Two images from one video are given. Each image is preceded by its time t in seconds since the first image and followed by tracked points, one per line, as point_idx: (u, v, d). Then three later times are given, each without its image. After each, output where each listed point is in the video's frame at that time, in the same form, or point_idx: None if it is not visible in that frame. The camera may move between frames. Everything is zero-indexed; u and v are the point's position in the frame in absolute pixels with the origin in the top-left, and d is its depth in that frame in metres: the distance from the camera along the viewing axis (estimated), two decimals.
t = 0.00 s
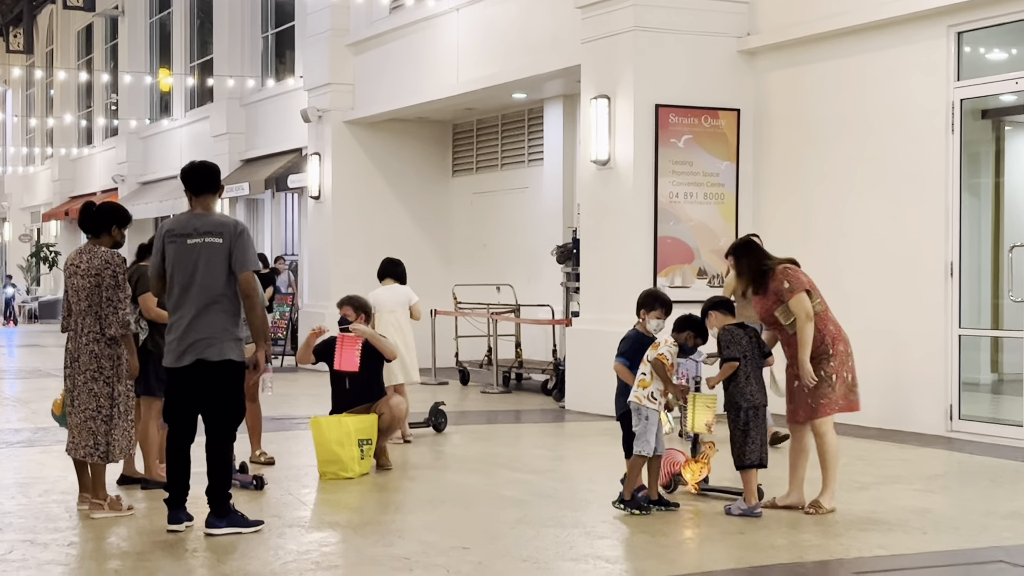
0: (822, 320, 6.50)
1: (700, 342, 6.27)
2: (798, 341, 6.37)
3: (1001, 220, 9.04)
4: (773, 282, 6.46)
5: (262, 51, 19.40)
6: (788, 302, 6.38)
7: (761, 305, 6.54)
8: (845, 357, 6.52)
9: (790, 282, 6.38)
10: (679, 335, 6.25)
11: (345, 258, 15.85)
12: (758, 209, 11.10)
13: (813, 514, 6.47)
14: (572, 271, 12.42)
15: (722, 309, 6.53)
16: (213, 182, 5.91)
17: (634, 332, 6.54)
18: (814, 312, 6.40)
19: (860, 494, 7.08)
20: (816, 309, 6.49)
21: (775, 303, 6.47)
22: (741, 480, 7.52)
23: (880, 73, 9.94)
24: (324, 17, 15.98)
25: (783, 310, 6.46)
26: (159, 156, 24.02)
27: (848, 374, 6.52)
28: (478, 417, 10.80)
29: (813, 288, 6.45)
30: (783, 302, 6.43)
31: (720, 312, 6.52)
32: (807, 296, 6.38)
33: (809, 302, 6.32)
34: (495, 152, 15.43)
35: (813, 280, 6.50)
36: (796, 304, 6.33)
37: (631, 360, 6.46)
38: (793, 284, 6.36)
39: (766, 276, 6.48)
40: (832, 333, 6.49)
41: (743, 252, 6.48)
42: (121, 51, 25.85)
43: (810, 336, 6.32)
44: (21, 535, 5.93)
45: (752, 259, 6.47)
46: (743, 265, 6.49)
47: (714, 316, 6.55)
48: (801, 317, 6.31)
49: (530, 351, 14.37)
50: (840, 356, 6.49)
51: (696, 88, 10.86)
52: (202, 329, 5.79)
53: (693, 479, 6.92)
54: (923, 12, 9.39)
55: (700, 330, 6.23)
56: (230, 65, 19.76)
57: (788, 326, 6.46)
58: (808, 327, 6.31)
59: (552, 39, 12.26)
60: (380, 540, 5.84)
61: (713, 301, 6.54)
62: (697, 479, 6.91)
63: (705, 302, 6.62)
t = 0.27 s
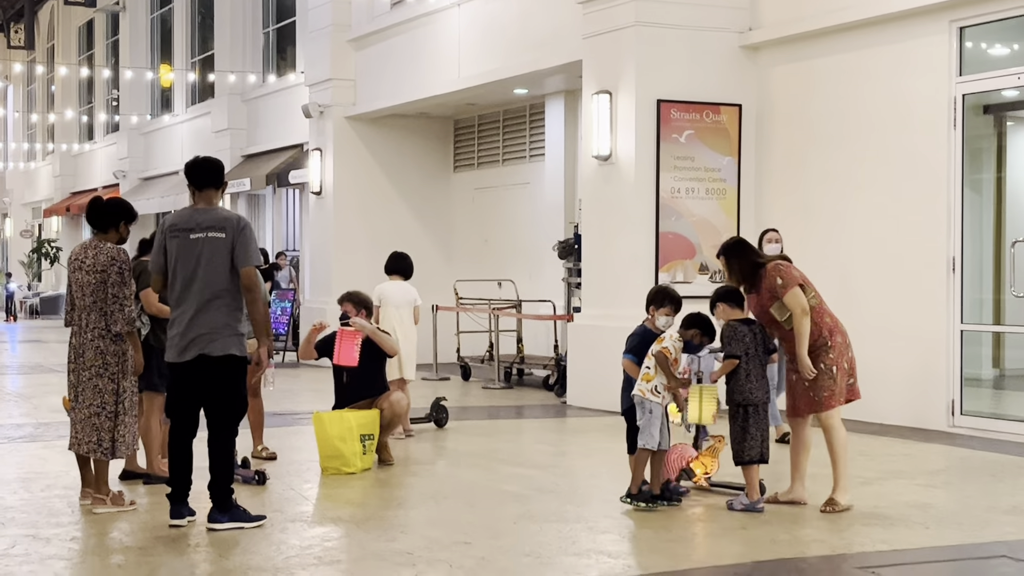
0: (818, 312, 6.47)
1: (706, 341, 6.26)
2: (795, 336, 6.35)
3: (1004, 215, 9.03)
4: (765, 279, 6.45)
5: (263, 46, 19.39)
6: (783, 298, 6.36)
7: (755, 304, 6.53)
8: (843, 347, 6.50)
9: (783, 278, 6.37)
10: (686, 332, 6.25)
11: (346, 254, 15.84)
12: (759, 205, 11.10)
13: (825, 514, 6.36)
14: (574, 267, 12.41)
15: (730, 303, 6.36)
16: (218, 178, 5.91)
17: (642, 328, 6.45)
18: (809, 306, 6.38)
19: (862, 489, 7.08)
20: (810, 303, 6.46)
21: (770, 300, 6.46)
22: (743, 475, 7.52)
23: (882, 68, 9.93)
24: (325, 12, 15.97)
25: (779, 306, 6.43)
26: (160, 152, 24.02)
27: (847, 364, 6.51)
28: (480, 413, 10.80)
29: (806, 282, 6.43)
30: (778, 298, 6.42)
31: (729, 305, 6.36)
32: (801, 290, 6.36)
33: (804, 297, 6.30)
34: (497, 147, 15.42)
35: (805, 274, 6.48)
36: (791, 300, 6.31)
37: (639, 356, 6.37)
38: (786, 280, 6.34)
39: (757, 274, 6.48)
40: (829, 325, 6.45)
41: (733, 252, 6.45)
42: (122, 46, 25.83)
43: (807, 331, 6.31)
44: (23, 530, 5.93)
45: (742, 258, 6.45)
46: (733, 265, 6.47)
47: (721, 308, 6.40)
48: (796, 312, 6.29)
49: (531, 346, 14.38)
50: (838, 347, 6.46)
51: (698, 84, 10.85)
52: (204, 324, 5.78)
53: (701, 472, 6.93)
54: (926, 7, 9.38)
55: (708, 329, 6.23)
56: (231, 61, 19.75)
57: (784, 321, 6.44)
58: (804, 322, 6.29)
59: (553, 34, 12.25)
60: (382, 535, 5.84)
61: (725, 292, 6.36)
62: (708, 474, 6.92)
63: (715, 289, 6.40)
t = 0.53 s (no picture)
0: (818, 308, 6.48)
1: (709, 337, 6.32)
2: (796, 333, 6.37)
3: (1007, 211, 9.02)
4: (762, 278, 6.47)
5: (265, 42, 19.38)
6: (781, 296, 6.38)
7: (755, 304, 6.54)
8: (845, 342, 6.48)
9: (780, 276, 6.38)
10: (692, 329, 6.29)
11: (348, 250, 15.84)
12: (761, 201, 11.09)
13: (829, 509, 6.37)
14: (576, 263, 12.41)
15: (740, 297, 6.32)
16: (222, 174, 5.91)
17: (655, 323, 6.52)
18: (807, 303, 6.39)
19: (864, 485, 7.08)
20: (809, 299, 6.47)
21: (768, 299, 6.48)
22: (746, 471, 7.51)
23: (884, 63, 9.91)
24: (326, 8, 15.96)
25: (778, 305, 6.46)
26: (162, 147, 24.02)
27: (850, 358, 6.49)
28: (482, 409, 10.81)
29: (803, 279, 6.45)
30: (776, 297, 6.44)
31: (738, 300, 6.33)
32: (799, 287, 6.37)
33: (802, 293, 6.32)
34: (498, 143, 15.41)
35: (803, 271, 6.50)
36: (789, 298, 6.33)
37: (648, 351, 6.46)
38: (783, 278, 6.36)
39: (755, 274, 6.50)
40: (829, 320, 6.46)
41: (730, 252, 6.47)
42: (124, 42, 25.83)
43: (806, 327, 6.32)
44: (26, 526, 5.94)
45: (739, 257, 6.46)
46: (731, 265, 6.49)
47: (730, 302, 6.36)
48: (795, 310, 6.31)
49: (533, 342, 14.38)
50: (840, 342, 6.45)
51: (701, 79, 10.84)
52: (207, 320, 5.78)
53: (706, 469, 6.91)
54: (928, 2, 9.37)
55: (714, 329, 6.28)
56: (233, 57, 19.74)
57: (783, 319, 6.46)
58: (804, 319, 6.30)
59: (555, 30, 12.24)
60: (385, 530, 5.83)
61: (734, 286, 6.31)
62: (712, 471, 6.90)
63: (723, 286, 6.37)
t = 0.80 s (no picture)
0: (822, 307, 6.51)
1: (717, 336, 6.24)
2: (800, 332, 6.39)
3: (1009, 207, 9.01)
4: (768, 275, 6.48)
5: (267, 39, 19.37)
6: (786, 295, 6.40)
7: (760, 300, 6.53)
8: (848, 341, 6.52)
9: (787, 274, 6.40)
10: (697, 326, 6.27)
11: (350, 246, 15.84)
12: (764, 198, 11.08)
13: (831, 505, 6.37)
14: (579, 259, 12.40)
15: (746, 294, 6.27)
16: (226, 170, 5.90)
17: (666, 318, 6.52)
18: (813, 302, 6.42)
19: (866, 481, 7.07)
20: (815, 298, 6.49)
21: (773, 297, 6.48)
22: (748, 467, 7.51)
23: (887, 59, 9.91)
24: (329, 4, 15.95)
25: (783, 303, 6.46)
26: (164, 144, 24.03)
27: (852, 357, 6.52)
28: (484, 405, 10.81)
29: (809, 277, 6.46)
30: (781, 295, 6.44)
31: (744, 297, 6.27)
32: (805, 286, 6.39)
33: (807, 293, 6.34)
34: (501, 139, 15.41)
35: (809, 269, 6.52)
36: (795, 296, 6.35)
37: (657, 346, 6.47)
38: (790, 276, 6.38)
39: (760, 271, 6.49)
40: (834, 320, 6.51)
41: (737, 247, 6.45)
42: (126, 38, 25.83)
43: (812, 326, 6.36)
44: (30, 522, 5.94)
45: (746, 253, 6.44)
46: (738, 260, 6.46)
47: (737, 298, 6.30)
48: (801, 308, 6.34)
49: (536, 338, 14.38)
50: (843, 341, 6.49)
51: (704, 75, 10.82)
52: (210, 316, 5.78)
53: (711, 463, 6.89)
54: None
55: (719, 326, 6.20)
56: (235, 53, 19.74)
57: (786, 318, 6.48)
58: (809, 318, 6.35)
59: (557, 26, 12.23)
60: (387, 527, 5.84)
61: (739, 283, 6.28)
62: (718, 465, 6.88)
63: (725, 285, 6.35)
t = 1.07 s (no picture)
0: (832, 308, 6.42)
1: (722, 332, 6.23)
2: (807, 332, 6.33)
3: (1013, 203, 9.01)
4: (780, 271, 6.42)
5: (270, 35, 19.37)
6: (795, 293, 6.34)
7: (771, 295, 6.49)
8: (857, 342, 6.44)
9: (796, 273, 6.32)
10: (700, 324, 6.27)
11: (353, 243, 15.84)
12: (768, 194, 11.08)
13: (831, 502, 6.35)
14: (582, 256, 12.41)
15: (748, 291, 6.34)
16: (232, 167, 5.92)
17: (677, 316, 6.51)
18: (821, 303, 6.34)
19: (870, 478, 7.08)
20: (825, 298, 6.41)
21: (784, 294, 6.43)
22: (752, 463, 7.52)
23: (891, 54, 9.90)
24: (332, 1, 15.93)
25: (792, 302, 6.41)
26: (167, 141, 24.03)
27: (861, 359, 6.45)
28: (487, 401, 10.81)
29: (820, 277, 6.38)
30: (791, 293, 6.39)
31: (747, 295, 6.34)
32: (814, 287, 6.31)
33: (816, 294, 6.26)
34: (504, 136, 15.40)
35: (821, 268, 6.43)
36: (802, 297, 6.29)
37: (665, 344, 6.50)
38: (799, 275, 6.31)
39: (772, 267, 6.43)
40: (843, 320, 6.41)
41: (751, 242, 6.41)
42: (129, 35, 25.83)
43: (819, 328, 6.28)
44: (34, 518, 5.95)
45: (760, 249, 6.41)
46: (751, 255, 6.43)
47: (739, 297, 6.37)
48: (808, 310, 6.27)
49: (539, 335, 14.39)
50: (852, 343, 6.41)
51: (707, 72, 10.81)
52: (215, 312, 5.79)
53: (725, 460, 6.97)
54: None
55: (725, 322, 6.20)
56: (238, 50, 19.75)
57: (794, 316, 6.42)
58: (815, 319, 6.27)
59: (560, 23, 12.22)
60: (391, 523, 5.85)
61: (740, 281, 6.35)
62: (731, 463, 6.96)
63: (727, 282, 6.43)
